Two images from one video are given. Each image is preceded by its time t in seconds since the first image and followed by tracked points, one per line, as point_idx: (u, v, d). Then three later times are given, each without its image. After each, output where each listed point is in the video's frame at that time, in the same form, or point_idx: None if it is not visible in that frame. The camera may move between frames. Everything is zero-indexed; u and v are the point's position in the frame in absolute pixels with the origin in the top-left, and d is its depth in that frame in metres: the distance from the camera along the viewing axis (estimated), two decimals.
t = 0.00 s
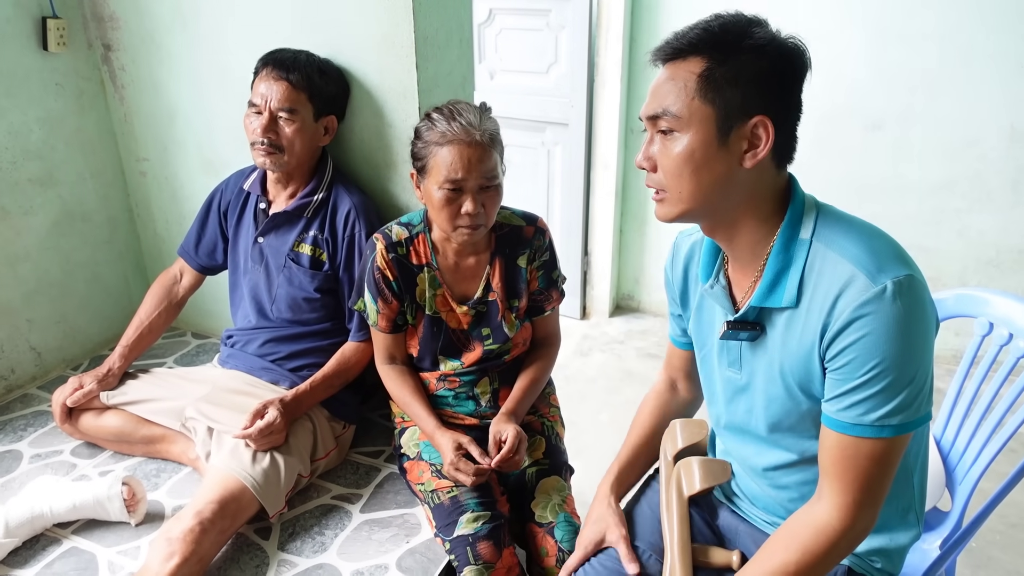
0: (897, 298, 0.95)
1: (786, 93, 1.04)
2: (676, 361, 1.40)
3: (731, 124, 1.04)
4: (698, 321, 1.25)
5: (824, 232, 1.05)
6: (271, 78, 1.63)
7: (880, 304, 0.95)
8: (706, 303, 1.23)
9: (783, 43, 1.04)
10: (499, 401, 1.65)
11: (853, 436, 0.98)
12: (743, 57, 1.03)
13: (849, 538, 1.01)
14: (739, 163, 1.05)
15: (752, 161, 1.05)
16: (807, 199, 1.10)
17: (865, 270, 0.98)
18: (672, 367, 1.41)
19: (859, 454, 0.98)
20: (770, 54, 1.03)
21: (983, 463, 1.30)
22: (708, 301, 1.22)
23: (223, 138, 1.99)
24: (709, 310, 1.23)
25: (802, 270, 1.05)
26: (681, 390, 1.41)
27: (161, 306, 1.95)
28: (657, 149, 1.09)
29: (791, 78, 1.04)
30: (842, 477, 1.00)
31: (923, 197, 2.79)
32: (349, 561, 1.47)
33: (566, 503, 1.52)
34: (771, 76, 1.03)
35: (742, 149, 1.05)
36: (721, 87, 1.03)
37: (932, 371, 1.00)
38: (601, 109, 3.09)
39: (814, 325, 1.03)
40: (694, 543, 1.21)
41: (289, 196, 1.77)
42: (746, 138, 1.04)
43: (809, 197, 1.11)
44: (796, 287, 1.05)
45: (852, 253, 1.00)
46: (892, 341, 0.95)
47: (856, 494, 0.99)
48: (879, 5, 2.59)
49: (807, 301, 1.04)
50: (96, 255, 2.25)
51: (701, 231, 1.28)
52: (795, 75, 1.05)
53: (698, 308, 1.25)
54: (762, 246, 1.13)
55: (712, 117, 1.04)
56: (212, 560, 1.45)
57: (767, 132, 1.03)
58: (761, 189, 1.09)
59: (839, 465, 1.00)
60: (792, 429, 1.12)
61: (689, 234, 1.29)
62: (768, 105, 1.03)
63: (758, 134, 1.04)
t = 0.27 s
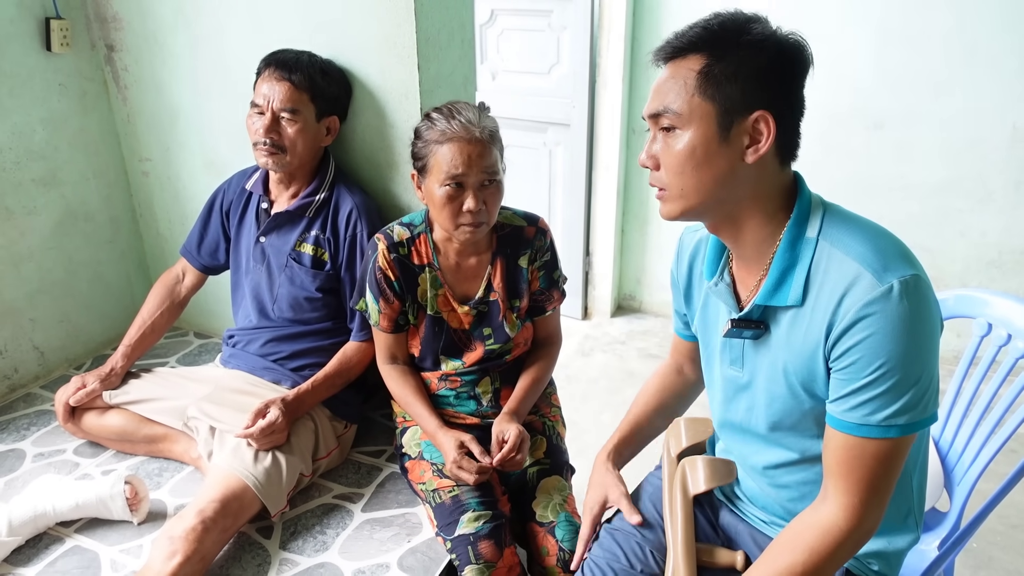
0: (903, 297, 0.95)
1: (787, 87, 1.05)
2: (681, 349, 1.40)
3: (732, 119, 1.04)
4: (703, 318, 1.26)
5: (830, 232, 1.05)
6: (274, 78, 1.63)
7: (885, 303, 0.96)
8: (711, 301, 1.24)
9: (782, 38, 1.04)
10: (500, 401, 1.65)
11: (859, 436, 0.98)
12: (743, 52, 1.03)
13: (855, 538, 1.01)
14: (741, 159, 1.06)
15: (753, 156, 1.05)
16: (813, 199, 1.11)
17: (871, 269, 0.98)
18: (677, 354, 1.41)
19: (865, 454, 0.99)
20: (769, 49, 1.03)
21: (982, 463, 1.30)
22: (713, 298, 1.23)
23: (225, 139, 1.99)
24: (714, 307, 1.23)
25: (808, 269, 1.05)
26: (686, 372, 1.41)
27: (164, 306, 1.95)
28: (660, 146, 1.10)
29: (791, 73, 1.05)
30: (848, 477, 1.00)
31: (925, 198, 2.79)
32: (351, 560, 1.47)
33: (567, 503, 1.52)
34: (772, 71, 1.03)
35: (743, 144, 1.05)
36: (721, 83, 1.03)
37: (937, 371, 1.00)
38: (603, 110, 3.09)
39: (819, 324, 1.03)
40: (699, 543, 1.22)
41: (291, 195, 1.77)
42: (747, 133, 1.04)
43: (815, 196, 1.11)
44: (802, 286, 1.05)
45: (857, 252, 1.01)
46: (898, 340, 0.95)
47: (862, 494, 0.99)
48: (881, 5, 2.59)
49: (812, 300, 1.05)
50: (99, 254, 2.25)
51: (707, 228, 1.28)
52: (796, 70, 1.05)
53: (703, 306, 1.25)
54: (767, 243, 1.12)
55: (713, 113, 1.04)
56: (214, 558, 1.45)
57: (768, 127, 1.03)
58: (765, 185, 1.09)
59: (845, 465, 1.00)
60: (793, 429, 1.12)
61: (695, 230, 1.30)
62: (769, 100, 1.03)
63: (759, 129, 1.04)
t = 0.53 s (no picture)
0: (907, 291, 0.96)
1: (787, 89, 1.05)
2: (671, 364, 1.42)
3: (735, 123, 1.04)
4: (706, 322, 1.26)
5: (833, 228, 1.05)
6: (276, 77, 1.64)
7: (890, 297, 0.96)
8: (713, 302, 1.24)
9: (782, 40, 1.05)
10: (501, 400, 1.66)
11: (866, 431, 0.99)
12: (744, 56, 1.03)
13: (865, 532, 1.01)
14: (745, 162, 1.06)
15: (757, 160, 1.05)
16: (815, 196, 1.11)
17: (874, 264, 0.98)
18: (668, 371, 1.42)
19: (873, 449, 0.99)
20: (769, 52, 1.04)
21: (982, 462, 1.30)
22: (716, 299, 1.23)
23: (227, 138, 2.00)
24: (717, 307, 1.23)
25: (812, 266, 1.05)
26: (673, 393, 1.41)
27: (166, 304, 1.96)
28: (663, 151, 1.10)
29: (791, 75, 1.05)
30: (856, 472, 1.00)
31: (927, 197, 2.79)
32: (352, 557, 1.47)
33: (568, 501, 1.53)
34: (772, 73, 1.04)
35: (746, 148, 1.05)
36: (723, 88, 1.03)
37: (942, 364, 1.00)
38: (605, 109, 3.09)
39: (824, 320, 1.03)
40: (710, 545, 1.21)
41: (293, 194, 1.77)
42: (750, 136, 1.05)
43: (817, 194, 1.11)
44: (806, 282, 1.05)
45: (861, 247, 1.01)
46: (903, 334, 0.95)
47: (870, 489, 0.99)
48: (883, 4, 2.59)
49: (816, 296, 1.05)
50: (102, 253, 2.26)
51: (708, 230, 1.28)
52: (795, 71, 1.05)
53: (705, 309, 1.25)
54: (770, 242, 1.13)
55: (716, 117, 1.04)
56: (216, 556, 1.46)
57: (771, 130, 1.04)
58: (767, 188, 1.09)
59: (853, 460, 1.00)
60: (798, 425, 1.13)
61: (695, 235, 1.30)
62: (771, 102, 1.04)
63: (762, 132, 1.04)
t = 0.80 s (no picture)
0: (904, 295, 0.96)
1: (792, 86, 1.05)
2: (675, 356, 1.42)
3: (739, 118, 1.04)
4: (707, 318, 1.27)
5: (832, 229, 1.06)
6: (276, 76, 1.64)
7: (887, 300, 0.96)
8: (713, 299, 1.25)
9: (787, 37, 1.05)
10: (502, 398, 1.66)
11: (861, 433, 0.99)
12: (749, 51, 1.03)
13: (857, 534, 1.01)
14: (747, 157, 1.06)
15: (759, 155, 1.05)
16: (815, 197, 1.11)
17: (872, 267, 0.99)
18: (671, 360, 1.42)
19: (867, 451, 0.99)
20: (775, 48, 1.04)
21: (982, 461, 1.30)
22: (716, 296, 1.24)
23: (228, 137, 2.00)
24: (717, 306, 1.24)
25: (811, 267, 1.05)
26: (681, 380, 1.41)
27: (166, 303, 1.96)
28: (665, 145, 1.10)
29: (796, 72, 1.05)
30: (850, 473, 1.00)
31: (927, 197, 2.79)
32: (352, 555, 1.48)
33: (568, 499, 1.53)
34: (777, 70, 1.04)
35: (749, 142, 1.05)
36: (728, 82, 1.04)
37: (938, 367, 1.00)
38: (605, 108, 3.09)
39: (821, 321, 1.04)
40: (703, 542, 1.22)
41: (294, 193, 1.77)
42: (753, 131, 1.05)
43: (817, 194, 1.11)
44: (805, 283, 1.05)
45: (859, 249, 1.01)
46: (899, 337, 0.95)
47: (864, 490, 1.00)
48: (883, 4, 2.59)
49: (814, 298, 1.05)
50: (102, 252, 2.26)
51: (709, 227, 1.29)
52: (800, 69, 1.06)
53: (706, 305, 1.26)
54: (770, 241, 1.13)
55: (720, 111, 1.04)
56: (216, 554, 1.46)
57: (775, 125, 1.04)
58: (769, 184, 1.09)
59: (847, 461, 1.00)
60: (796, 425, 1.13)
61: (697, 229, 1.31)
62: (775, 99, 1.04)
63: (765, 127, 1.04)
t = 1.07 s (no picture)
0: (906, 292, 0.96)
1: (791, 87, 1.05)
2: (667, 359, 1.41)
3: (738, 118, 1.04)
4: (705, 319, 1.27)
5: (832, 228, 1.06)
6: (278, 76, 1.65)
7: (889, 298, 0.96)
8: (711, 299, 1.25)
9: (787, 38, 1.05)
10: (504, 398, 1.66)
11: (863, 431, 0.99)
12: (749, 51, 1.04)
13: (859, 531, 1.01)
14: (746, 157, 1.06)
15: (758, 155, 1.06)
16: (814, 196, 1.11)
17: (874, 265, 0.99)
18: (664, 366, 1.42)
19: (869, 448, 0.99)
20: (775, 48, 1.04)
21: (983, 461, 1.30)
22: (715, 297, 1.24)
23: (230, 137, 2.00)
24: (716, 306, 1.24)
25: (811, 266, 1.05)
26: (675, 386, 1.41)
27: (169, 302, 1.96)
28: (663, 144, 1.10)
29: (795, 73, 1.05)
30: (851, 471, 1.00)
31: (929, 196, 2.78)
32: (354, 554, 1.48)
33: (569, 501, 1.53)
34: (777, 70, 1.04)
35: (748, 143, 1.06)
36: (728, 81, 1.04)
37: (939, 364, 1.00)
38: (607, 108, 3.10)
39: (823, 320, 1.04)
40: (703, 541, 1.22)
41: (296, 193, 1.78)
42: (752, 132, 1.05)
43: (815, 194, 1.11)
44: (806, 283, 1.06)
45: (860, 248, 1.01)
46: (901, 335, 0.96)
47: (866, 488, 1.00)
48: (886, 4, 2.59)
49: (816, 297, 1.05)
50: (105, 251, 2.27)
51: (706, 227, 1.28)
52: (800, 70, 1.06)
53: (704, 306, 1.26)
54: (769, 242, 1.13)
55: (719, 111, 1.04)
56: (218, 552, 1.46)
57: (774, 125, 1.04)
58: (767, 185, 1.09)
59: (849, 458, 1.01)
60: (799, 424, 1.13)
61: (694, 230, 1.30)
62: (774, 99, 1.04)
63: (764, 127, 1.04)
